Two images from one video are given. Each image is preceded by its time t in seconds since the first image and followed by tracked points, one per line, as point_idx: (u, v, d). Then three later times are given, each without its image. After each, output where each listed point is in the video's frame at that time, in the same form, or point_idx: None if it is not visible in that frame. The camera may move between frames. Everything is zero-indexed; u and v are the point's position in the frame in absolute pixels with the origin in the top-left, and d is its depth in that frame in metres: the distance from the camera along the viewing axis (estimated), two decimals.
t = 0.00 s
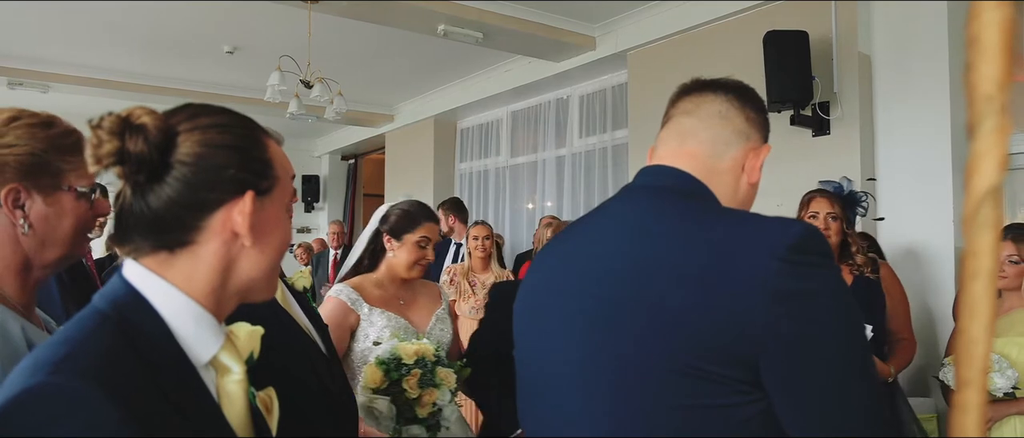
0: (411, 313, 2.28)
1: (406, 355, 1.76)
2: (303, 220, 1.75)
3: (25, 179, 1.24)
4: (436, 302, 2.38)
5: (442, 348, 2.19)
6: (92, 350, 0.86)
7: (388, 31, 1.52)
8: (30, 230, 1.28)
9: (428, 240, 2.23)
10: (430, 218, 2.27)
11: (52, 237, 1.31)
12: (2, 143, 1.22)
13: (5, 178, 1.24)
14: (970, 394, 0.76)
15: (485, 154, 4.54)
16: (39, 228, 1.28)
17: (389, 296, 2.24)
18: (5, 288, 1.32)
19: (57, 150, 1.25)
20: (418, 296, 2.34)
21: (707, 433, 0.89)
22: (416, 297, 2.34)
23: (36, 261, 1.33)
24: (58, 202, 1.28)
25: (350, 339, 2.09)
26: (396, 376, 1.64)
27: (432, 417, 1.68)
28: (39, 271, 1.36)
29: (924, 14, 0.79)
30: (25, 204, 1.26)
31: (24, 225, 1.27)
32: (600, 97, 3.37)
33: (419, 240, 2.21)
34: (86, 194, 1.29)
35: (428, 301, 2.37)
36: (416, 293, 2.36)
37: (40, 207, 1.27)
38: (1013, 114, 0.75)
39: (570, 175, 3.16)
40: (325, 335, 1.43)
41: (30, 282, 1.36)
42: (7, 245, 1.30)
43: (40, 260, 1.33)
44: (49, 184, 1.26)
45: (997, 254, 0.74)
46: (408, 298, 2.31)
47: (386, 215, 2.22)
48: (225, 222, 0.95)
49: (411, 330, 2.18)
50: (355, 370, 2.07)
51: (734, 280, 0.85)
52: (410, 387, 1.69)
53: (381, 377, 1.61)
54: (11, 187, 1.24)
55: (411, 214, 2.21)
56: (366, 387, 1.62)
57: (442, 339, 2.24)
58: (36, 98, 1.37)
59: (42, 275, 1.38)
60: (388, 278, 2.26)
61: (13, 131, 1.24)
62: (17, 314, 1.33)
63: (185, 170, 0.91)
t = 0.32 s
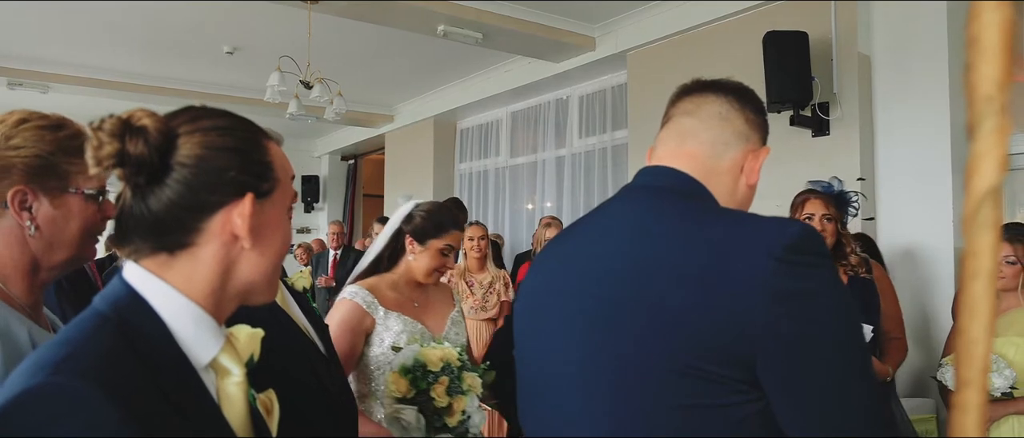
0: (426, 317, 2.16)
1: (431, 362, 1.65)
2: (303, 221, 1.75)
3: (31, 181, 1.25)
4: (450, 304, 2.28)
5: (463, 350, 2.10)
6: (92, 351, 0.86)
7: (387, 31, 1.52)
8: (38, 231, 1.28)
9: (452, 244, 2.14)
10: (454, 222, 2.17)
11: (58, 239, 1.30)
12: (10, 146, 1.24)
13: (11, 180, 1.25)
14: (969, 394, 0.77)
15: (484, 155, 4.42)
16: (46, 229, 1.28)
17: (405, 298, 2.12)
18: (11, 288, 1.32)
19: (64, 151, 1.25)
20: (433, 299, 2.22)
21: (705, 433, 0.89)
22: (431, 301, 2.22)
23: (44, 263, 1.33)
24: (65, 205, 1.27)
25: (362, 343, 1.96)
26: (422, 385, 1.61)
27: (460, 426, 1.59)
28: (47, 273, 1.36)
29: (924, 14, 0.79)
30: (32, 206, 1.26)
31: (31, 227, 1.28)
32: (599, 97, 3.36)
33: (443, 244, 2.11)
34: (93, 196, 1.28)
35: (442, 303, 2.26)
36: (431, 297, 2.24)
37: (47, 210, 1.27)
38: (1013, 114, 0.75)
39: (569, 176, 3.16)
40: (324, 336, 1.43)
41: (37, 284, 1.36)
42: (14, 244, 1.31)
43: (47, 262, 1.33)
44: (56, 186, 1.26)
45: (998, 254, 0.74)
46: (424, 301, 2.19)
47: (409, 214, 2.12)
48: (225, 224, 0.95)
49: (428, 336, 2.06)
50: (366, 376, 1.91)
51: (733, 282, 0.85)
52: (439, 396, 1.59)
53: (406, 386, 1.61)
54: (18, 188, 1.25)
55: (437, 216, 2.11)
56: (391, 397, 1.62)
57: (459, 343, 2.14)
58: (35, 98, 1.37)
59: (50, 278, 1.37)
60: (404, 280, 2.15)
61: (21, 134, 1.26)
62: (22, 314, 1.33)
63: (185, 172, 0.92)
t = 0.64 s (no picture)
0: (447, 324, 2.14)
1: (458, 374, 1.67)
2: (303, 221, 1.77)
3: (37, 182, 1.25)
4: (472, 312, 2.27)
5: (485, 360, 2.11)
6: (88, 349, 0.86)
7: (387, 31, 1.52)
8: (43, 232, 1.29)
9: (480, 257, 2.14)
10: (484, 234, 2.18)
11: (63, 241, 1.31)
12: (19, 147, 1.24)
13: (17, 181, 1.26)
14: (970, 394, 0.77)
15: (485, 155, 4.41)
16: (51, 230, 1.29)
17: (428, 305, 2.10)
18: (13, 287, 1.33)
19: (71, 153, 1.24)
20: (455, 307, 2.21)
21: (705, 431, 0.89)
22: (453, 307, 2.21)
23: (49, 265, 1.34)
24: (71, 207, 1.27)
25: (384, 347, 1.93)
26: (449, 400, 1.64)
27: None
28: (51, 274, 1.36)
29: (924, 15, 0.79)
30: (38, 207, 1.27)
31: (36, 228, 1.29)
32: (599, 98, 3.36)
33: (472, 255, 2.11)
34: (98, 199, 1.24)
35: (465, 312, 2.24)
36: (454, 304, 2.22)
37: (53, 211, 1.28)
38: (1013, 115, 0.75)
39: (569, 175, 3.16)
40: (324, 335, 1.43)
41: (40, 285, 1.37)
42: (17, 244, 1.31)
43: (51, 263, 1.34)
44: (62, 188, 1.26)
45: (997, 254, 0.74)
46: (445, 308, 2.17)
47: (440, 220, 2.13)
48: (220, 220, 0.94)
49: (450, 343, 2.05)
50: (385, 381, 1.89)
51: (731, 280, 0.85)
52: (466, 411, 1.61)
53: (433, 400, 1.64)
54: (25, 189, 1.26)
55: (467, 226, 2.12)
56: (417, 410, 1.64)
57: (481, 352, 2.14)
58: (35, 98, 1.37)
59: (53, 279, 1.38)
60: (427, 286, 2.13)
61: (30, 135, 1.25)
62: (26, 314, 1.33)
63: (179, 168, 0.91)
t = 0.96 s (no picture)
0: (487, 331, 2.00)
1: (499, 384, 1.67)
2: (303, 220, 1.77)
3: (38, 184, 1.25)
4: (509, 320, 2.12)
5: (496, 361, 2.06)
6: (81, 350, 0.86)
7: (387, 31, 1.51)
8: (42, 232, 1.29)
9: (522, 261, 2.03)
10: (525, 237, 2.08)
11: (62, 242, 1.31)
12: (21, 148, 1.24)
13: (18, 182, 1.26)
14: (969, 393, 0.77)
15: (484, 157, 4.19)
16: (50, 230, 1.29)
17: (465, 310, 1.97)
18: (14, 287, 1.34)
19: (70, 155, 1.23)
20: (493, 314, 2.07)
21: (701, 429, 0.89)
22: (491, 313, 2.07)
23: (48, 265, 1.35)
24: (70, 209, 1.26)
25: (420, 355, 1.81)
26: (489, 410, 1.66)
27: None
28: (50, 275, 1.37)
29: (924, 14, 0.79)
30: (38, 209, 1.27)
31: (35, 229, 1.29)
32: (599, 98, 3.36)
33: (515, 259, 2.01)
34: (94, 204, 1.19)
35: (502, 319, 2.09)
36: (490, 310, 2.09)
37: (52, 212, 1.27)
38: (1012, 114, 0.75)
39: (569, 175, 3.15)
40: (324, 336, 1.43)
41: (40, 285, 1.37)
42: (17, 244, 1.31)
43: (50, 264, 1.34)
44: (62, 189, 1.25)
45: (996, 254, 0.74)
46: (484, 314, 2.03)
47: (478, 223, 2.02)
48: (212, 220, 0.94)
49: (491, 351, 1.91)
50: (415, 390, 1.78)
51: (726, 280, 0.85)
52: (506, 421, 1.64)
53: (472, 409, 1.66)
54: (25, 189, 1.26)
55: (510, 228, 2.02)
56: (456, 420, 1.67)
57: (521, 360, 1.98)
58: (35, 98, 1.37)
59: (53, 280, 1.39)
60: (464, 291, 2.01)
61: (32, 137, 1.25)
62: (26, 315, 1.34)
63: (170, 167, 0.91)
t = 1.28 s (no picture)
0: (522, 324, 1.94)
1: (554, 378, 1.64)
2: (303, 221, 1.77)
3: (36, 186, 1.25)
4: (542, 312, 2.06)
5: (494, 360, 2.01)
6: (74, 350, 0.86)
7: (387, 31, 1.52)
8: (40, 234, 1.30)
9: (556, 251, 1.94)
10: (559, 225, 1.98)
11: (61, 243, 1.30)
12: (19, 150, 1.24)
13: (17, 184, 1.27)
14: (967, 393, 0.77)
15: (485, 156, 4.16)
16: (48, 233, 1.29)
17: (499, 304, 1.91)
18: (13, 286, 1.37)
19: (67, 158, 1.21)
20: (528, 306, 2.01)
21: (702, 429, 0.89)
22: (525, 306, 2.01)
23: (48, 266, 1.35)
24: (66, 210, 1.24)
25: (455, 347, 1.77)
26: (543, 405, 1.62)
27: None
28: (51, 275, 1.36)
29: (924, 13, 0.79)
30: (35, 211, 1.27)
31: (34, 230, 1.30)
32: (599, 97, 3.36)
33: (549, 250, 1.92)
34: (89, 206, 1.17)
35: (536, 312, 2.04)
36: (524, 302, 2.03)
37: (48, 214, 1.26)
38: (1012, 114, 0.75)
39: (569, 174, 3.15)
40: (325, 337, 1.43)
41: (40, 286, 1.38)
42: (18, 245, 1.34)
43: (49, 265, 1.34)
44: (57, 191, 1.24)
45: (996, 253, 0.74)
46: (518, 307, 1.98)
47: (510, 213, 1.94)
48: (205, 219, 0.94)
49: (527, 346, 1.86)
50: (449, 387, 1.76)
51: (725, 281, 0.85)
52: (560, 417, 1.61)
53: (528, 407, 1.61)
54: (22, 192, 1.26)
55: (544, 218, 1.93)
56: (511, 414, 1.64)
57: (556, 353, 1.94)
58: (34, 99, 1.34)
59: (55, 281, 1.37)
60: (499, 285, 1.96)
61: (30, 139, 1.25)
62: (24, 314, 1.37)
63: (163, 166, 0.91)
